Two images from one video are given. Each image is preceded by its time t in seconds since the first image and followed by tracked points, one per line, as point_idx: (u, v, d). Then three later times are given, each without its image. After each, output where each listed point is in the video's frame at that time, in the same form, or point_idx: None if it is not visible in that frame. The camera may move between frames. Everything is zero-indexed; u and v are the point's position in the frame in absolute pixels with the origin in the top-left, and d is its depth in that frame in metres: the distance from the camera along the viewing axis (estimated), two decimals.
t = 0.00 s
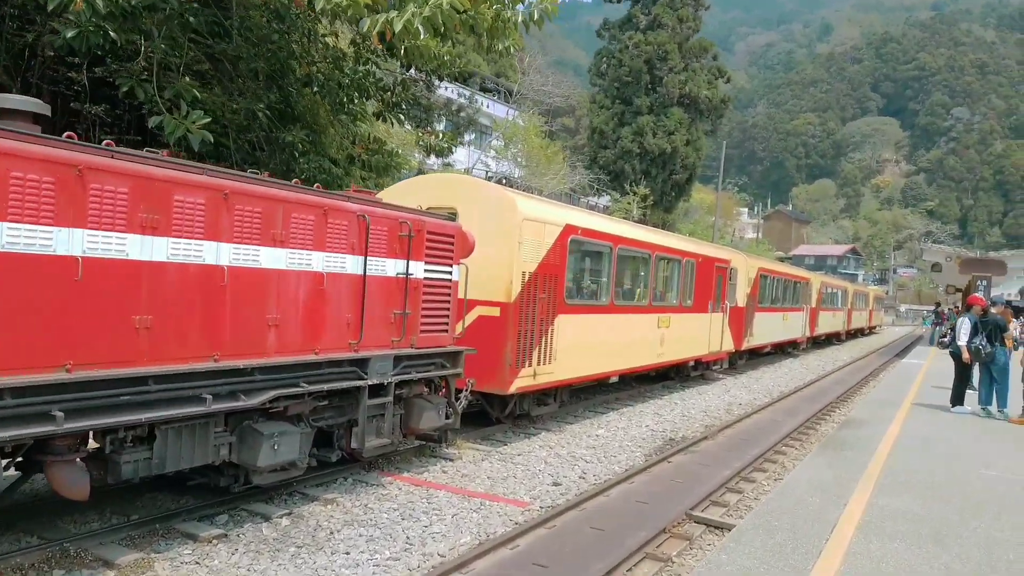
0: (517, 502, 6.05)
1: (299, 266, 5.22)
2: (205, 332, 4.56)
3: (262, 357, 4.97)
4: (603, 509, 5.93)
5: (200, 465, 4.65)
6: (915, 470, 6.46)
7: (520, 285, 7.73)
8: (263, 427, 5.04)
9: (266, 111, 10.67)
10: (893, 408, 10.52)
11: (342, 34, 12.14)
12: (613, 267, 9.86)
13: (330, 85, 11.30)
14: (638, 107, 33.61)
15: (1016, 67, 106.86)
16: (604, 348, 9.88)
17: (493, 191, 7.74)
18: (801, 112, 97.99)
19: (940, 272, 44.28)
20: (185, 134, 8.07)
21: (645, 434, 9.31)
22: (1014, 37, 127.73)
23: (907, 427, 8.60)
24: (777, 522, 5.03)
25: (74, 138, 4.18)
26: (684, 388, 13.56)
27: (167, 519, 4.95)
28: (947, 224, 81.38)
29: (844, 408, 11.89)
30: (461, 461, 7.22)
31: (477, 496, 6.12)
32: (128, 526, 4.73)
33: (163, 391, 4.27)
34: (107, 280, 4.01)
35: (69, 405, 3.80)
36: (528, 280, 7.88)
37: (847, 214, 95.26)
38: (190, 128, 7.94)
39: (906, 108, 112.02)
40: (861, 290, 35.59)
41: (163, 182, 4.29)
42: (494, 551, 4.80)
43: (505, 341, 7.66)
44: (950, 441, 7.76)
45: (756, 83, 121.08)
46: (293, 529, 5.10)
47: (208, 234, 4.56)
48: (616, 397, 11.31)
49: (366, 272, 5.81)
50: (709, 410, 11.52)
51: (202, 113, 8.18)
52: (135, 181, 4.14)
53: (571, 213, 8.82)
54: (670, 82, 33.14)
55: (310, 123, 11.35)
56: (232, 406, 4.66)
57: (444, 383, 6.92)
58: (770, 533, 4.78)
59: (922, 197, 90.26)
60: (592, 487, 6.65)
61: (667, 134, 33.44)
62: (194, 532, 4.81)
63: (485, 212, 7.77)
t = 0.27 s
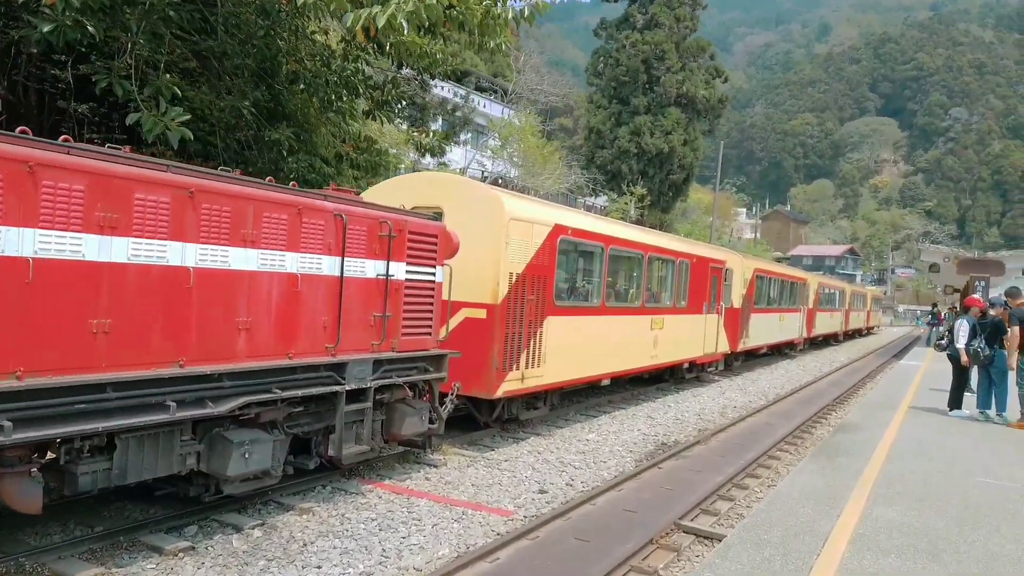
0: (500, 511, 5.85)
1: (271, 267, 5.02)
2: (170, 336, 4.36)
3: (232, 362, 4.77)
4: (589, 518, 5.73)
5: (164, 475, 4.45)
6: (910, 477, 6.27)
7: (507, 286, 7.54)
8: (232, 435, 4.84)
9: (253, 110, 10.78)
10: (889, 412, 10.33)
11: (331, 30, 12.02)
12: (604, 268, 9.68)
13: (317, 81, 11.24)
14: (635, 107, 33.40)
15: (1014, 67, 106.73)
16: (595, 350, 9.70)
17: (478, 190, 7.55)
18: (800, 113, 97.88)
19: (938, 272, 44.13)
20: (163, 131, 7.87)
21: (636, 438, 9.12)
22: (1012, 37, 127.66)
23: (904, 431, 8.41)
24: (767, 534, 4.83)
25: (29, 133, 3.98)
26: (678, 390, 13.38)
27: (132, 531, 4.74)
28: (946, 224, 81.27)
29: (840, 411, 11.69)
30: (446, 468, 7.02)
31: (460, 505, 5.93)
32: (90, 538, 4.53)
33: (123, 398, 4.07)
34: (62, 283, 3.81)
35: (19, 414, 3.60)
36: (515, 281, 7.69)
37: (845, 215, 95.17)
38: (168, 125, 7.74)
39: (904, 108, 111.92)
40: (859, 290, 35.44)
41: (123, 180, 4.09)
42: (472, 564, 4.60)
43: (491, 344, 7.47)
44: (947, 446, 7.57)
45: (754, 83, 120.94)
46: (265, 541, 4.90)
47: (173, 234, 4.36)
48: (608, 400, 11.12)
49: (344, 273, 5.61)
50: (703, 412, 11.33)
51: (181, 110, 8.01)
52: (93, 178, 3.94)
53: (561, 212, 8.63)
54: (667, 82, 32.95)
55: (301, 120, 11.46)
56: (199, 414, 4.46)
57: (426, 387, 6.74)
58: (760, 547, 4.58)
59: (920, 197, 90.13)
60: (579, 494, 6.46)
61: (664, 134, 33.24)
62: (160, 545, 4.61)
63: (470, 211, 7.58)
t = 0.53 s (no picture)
0: (485, 517, 5.64)
1: (244, 263, 4.81)
2: (133, 335, 4.15)
3: (202, 361, 4.56)
4: (577, 524, 5.52)
5: (127, 479, 4.24)
6: (910, 483, 6.06)
7: (495, 284, 7.33)
8: (202, 437, 4.63)
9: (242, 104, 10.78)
10: (888, 414, 10.12)
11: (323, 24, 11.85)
12: (597, 266, 9.47)
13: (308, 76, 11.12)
14: (634, 105, 33.20)
15: (1015, 67, 106.41)
16: (588, 350, 9.50)
17: (466, 185, 7.34)
18: (800, 112, 97.68)
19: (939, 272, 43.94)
20: (144, 124, 7.66)
21: (629, 440, 8.91)
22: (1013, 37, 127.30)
23: (903, 433, 8.20)
24: (760, 545, 4.62)
25: None
26: (674, 391, 13.18)
27: (96, 538, 4.53)
28: (946, 224, 81.09)
29: (839, 412, 11.49)
30: (432, 471, 6.81)
31: (443, 510, 5.72)
32: (50, 546, 4.31)
33: (82, 399, 3.85)
34: (14, 277, 3.59)
35: None
36: (503, 279, 7.48)
37: (845, 214, 94.97)
38: (149, 117, 7.54)
39: (905, 107, 111.65)
40: (858, 290, 35.20)
41: (82, 169, 3.88)
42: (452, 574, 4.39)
43: (479, 343, 7.26)
44: (948, 449, 7.36)
45: (755, 82, 120.76)
46: (236, 548, 4.69)
47: (136, 227, 4.15)
48: (602, 401, 10.91)
49: (322, 269, 5.40)
50: (698, 413, 11.12)
51: (162, 103, 7.83)
52: (49, 167, 3.73)
53: (552, 209, 8.42)
54: (667, 80, 32.72)
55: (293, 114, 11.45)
56: (164, 416, 4.25)
57: (411, 388, 6.52)
58: (751, 558, 4.37)
59: (921, 197, 89.94)
60: (568, 499, 6.25)
61: (663, 132, 33.04)
62: (124, 552, 4.41)
63: (458, 206, 7.37)
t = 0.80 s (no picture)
0: (470, 529, 5.41)
1: (215, 263, 4.59)
2: (94, 339, 3.92)
3: (169, 366, 4.33)
4: (565, 537, 5.30)
5: (87, 492, 4.00)
6: (912, 495, 5.83)
7: (485, 286, 7.11)
8: (170, 446, 4.41)
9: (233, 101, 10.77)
10: (890, 420, 9.89)
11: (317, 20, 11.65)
12: (592, 267, 9.25)
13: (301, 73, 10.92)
14: (634, 106, 32.96)
15: (1017, 69, 106.10)
16: (583, 353, 9.28)
17: (456, 183, 7.12)
18: (801, 113, 97.44)
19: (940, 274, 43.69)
20: (124, 118, 7.43)
21: (623, 446, 8.69)
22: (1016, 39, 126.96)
23: (905, 440, 7.97)
24: (755, 563, 4.39)
25: None
26: (672, 395, 12.96)
27: (58, 553, 4.28)
28: (947, 226, 80.84)
29: (839, 417, 11.26)
30: (418, 479, 6.59)
31: (426, 521, 5.49)
32: (7, 562, 4.05)
33: (36, 408, 3.62)
34: None
35: None
36: (494, 280, 7.27)
37: (846, 216, 94.74)
38: (129, 112, 7.32)
39: (906, 109, 111.38)
40: (859, 292, 34.93)
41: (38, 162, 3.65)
42: None
43: (468, 346, 7.04)
44: (952, 458, 7.13)
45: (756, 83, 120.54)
46: (206, 564, 4.47)
47: (98, 226, 3.92)
48: (597, 405, 10.69)
49: (300, 270, 5.17)
50: (696, 418, 10.89)
51: (144, 96, 7.57)
52: None
53: (545, 208, 8.20)
54: (667, 80, 32.50)
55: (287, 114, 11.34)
56: (128, 425, 4.02)
57: (396, 394, 6.30)
58: None
59: (922, 199, 89.69)
60: (558, 509, 6.02)
61: (663, 133, 32.80)
62: (87, 569, 4.18)
63: (447, 205, 7.16)
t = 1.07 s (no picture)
0: (455, 536, 5.20)
1: (185, 260, 4.38)
2: (51, 339, 3.70)
3: (135, 368, 4.13)
4: (554, 545, 5.09)
5: (45, 501, 3.80)
6: (915, 502, 5.61)
7: (475, 284, 6.91)
8: (136, 452, 4.20)
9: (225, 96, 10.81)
10: (892, 422, 9.67)
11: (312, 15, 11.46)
12: (587, 266, 9.05)
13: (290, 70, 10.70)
14: (635, 105, 32.72)
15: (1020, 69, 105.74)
16: (577, 353, 9.10)
17: (445, 179, 6.91)
18: (803, 113, 97.16)
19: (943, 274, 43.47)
20: (105, 113, 7.22)
21: (619, 449, 8.47)
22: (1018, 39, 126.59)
23: (907, 444, 7.75)
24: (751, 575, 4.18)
25: None
26: (671, 396, 12.74)
27: (17, 563, 4.08)
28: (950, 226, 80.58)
29: (839, 419, 11.04)
30: (405, 484, 6.38)
31: (410, 529, 5.29)
32: None
33: None
34: None
35: None
36: (483, 279, 7.06)
37: (848, 216, 94.44)
38: (110, 107, 7.12)
39: (909, 109, 111.03)
40: (861, 292, 34.68)
41: None
42: None
43: (457, 347, 6.84)
44: (956, 463, 6.91)
45: (758, 83, 120.33)
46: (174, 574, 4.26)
47: (55, 220, 3.71)
48: (593, 407, 10.48)
49: (277, 268, 4.97)
50: (694, 420, 10.67)
51: (125, 90, 7.36)
52: None
53: (538, 205, 8.00)
54: (668, 80, 32.28)
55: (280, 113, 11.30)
56: (88, 429, 3.81)
57: (380, 396, 6.09)
58: None
59: (924, 199, 89.40)
60: (548, 516, 5.81)
61: (664, 133, 32.59)
62: None
63: (435, 201, 6.95)
